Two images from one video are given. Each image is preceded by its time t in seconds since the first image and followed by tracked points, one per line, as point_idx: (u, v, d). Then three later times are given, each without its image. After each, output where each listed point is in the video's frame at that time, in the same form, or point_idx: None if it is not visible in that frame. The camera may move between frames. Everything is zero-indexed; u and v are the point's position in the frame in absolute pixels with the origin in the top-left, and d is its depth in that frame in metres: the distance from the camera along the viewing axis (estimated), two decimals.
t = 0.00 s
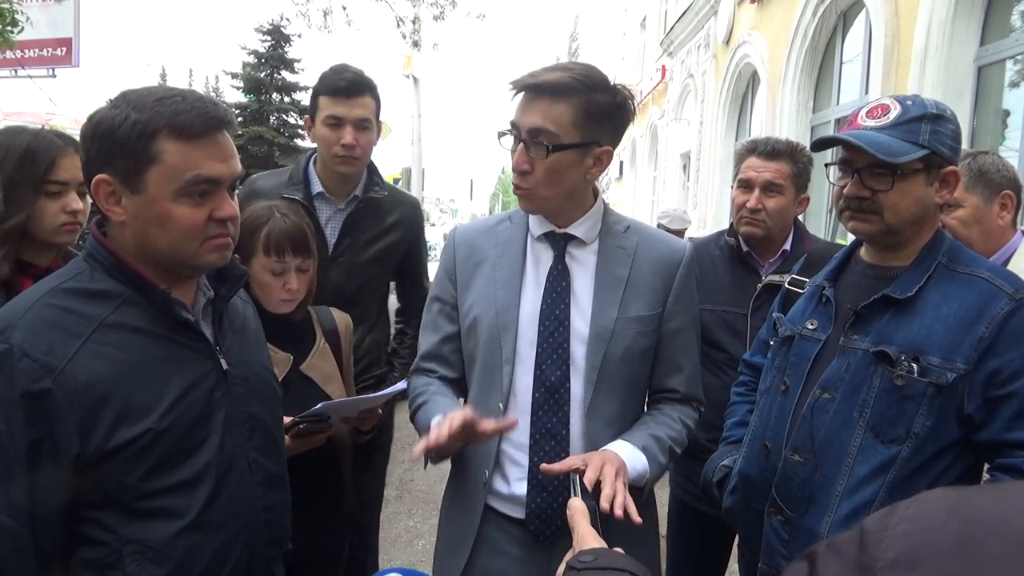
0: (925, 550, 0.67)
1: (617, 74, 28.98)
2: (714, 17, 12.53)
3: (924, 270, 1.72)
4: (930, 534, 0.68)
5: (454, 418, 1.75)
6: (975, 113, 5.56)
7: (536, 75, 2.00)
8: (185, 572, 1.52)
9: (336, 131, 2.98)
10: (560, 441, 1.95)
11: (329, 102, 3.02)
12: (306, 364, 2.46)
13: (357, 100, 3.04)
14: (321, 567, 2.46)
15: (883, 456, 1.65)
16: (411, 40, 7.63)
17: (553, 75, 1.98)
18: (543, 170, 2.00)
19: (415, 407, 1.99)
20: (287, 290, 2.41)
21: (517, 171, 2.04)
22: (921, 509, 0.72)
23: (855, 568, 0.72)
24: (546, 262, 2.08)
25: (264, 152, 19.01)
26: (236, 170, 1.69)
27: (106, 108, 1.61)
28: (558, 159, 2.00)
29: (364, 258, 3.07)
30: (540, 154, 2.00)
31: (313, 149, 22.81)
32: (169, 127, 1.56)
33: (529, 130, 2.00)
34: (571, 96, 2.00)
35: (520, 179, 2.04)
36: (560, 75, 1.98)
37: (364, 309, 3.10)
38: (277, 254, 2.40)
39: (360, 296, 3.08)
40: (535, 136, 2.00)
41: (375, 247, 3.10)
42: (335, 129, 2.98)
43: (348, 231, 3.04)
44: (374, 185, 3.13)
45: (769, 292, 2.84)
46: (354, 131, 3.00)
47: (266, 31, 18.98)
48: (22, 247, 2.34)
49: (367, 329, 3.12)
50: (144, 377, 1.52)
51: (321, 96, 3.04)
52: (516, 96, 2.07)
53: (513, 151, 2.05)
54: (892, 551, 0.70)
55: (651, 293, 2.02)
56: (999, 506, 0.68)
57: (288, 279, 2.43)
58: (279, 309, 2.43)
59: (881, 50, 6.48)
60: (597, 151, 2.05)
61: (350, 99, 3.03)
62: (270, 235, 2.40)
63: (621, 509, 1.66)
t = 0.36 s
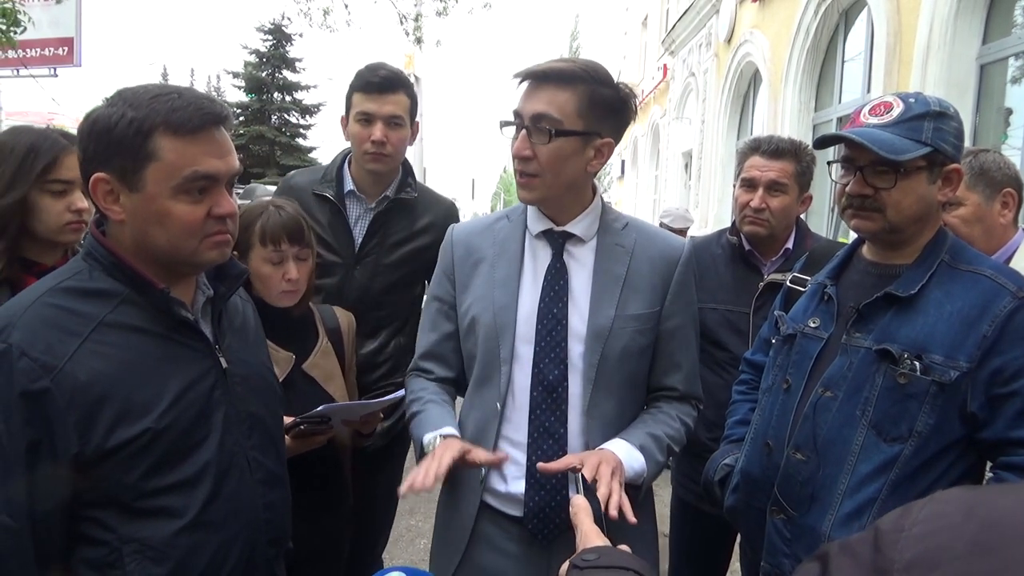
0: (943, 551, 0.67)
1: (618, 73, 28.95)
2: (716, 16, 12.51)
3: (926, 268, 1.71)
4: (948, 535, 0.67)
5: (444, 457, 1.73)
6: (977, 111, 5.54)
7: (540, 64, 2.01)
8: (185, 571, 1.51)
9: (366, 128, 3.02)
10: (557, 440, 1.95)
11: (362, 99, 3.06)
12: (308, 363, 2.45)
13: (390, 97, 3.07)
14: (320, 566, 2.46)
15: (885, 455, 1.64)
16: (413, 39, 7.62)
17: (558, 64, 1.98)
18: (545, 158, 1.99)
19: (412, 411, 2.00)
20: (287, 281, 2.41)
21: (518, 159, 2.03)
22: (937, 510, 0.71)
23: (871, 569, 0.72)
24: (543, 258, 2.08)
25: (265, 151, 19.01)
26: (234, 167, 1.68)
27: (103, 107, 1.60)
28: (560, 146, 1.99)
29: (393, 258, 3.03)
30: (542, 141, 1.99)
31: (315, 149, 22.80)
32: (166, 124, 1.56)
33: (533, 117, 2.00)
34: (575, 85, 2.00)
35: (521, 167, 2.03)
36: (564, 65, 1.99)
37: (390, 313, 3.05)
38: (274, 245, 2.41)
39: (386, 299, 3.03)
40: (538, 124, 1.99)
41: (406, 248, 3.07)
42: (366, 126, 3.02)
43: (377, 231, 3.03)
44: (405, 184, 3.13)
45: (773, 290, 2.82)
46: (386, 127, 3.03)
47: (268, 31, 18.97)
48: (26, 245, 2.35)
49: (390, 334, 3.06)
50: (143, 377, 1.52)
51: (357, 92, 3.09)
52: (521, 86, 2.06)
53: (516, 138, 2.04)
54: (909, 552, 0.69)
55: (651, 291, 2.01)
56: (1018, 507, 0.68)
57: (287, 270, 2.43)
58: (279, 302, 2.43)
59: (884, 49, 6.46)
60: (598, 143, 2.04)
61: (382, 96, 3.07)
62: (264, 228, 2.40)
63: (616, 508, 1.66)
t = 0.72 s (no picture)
0: (956, 546, 0.66)
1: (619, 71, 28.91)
2: (716, 13, 12.49)
3: (927, 265, 1.71)
4: (962, 531, 0.67)
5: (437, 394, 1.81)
6: (979, 107, 5.52)
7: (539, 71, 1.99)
8: (186, 570, 1.51)
9: (355, 122, 3.01)
10: (559, 437, 1.94)
11: (352, 94, 3.06)
12: (311, 365, 2.42)
13: (380, 92, 3.08)
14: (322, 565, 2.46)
15: (887, 453, 1.63)
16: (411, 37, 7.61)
17: (556, 69, 1.97)
18: (546, 165, 1.99)
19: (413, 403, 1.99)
20: (292, 269, 2.42)
21: (520, 166, 2.02)
22: (948, 506, 0.71)
23: (882, 566, 0.72)
24: (546, 260, 2.07)
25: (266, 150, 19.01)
26: (230, 166, 1.68)
27: (98, 107, 1.60)
28: (560, 153, 1.98)
29: (380, 256, 3.03)
30: (543, 148, 1.98)
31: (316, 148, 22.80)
32: (162, 123, 1.55)
33: (533, 124, 1.99)
34: (574, 91, 1.99)
35: (523, 175, 2.03)
36: (562, 70, 1.98)
37: (384, 310, 3.07)
38: (275, 234, 2.44)
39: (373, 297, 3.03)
40: (538, 131, 1.99)
41: (393, 245, 3.06)
42: (355, 120, 3.01)
43: (364, 227, 3.02)
44: (393, 179, 3.14)
45: (774, 288, 2.83)
46: (375, 122, 3.03)
47: (268, 30, 18.97)
48: (31, 246, 2.35)
49: (383, 331, 3.06)
50: (143, 376, 1.52)
51: (346, 86, 3.08)
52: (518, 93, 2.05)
53: (516, 146, 2.04)
54: (921, 547, 0.69)
55: (651, 289, 2.01)
56: None
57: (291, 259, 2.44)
58: (287, 293, 2.42)
59: (885, 45, 6.45)
60: (599, 146, 2.03)
61: (372, 90, 3.07)
62: (260, 221, 2.44)
63: (619, 504, 1.66)
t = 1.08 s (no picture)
0: (948, 540, 0.66)
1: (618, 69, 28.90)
2: (715, 11, 12.49)
3: (926, 264, 1.70)
4: (954, 525, 0.67)
5: (459, 456, 1.73)
6: (978, 104, 5.52)
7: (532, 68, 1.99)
8: (185, 570, 1.51)
9: (337, 121, 3.00)
10: (558, 435, 1.94)
11: (334, 92, 3.06)
12: (310, 366, 2.42)
13: (362, 91, 3.07)
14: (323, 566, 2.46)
15: (886, 451, 1.63)
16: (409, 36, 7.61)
17: (548, 67, 1.97)
18: (538, 161, 1.99)
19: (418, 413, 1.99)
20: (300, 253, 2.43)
21: (512, 163, 2.03)
22: (941, 502, 0.71)
23: (877, 561, 0.71)
24: (540, 256, 2.07)
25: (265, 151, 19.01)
26: (226, 167, 1.68)
27: (94, 109, 1.60)
28: (552, 149, 1.98)
29: (363, 251, 3.04)
30: (535, 145, 1.99)
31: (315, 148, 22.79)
32: (157, 125, 1.55)
33: (525, 122, 1.99)
34: (566, 88, 1.99)
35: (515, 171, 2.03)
36: (555, 68, 1.97)
37: (371, 304, 3.08)
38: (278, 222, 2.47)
39: (360, 294, 3.04)
40: (531, 128, 1.99)
41: (375, 241, 3.07)
42: (337, 119, 3.01)
43: (346, 223, 3.03)
44: (375, 176, 3.13)
45: (774, 287, 2.84)
46: (355, 121, 3.02)
47: (267, 30, 18.96)
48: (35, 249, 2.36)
49: (370, 326, 3.08)
50: (140, 377, 1.52)
51: (327, 85, 3.08)
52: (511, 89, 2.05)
53: (508, 143, 2.04)
54: (914, 543, 0.69)
55: (645, 286, 2.01)
56: None
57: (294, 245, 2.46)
58: (294, 279, 2.42)
59: (884, 43, 6.44)
60: (591, 143, 2.03)
61: (355, 90, 3.06)
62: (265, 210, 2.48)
63: (614, 503, 1.67)
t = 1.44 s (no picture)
0: (950, 543, 0.66)
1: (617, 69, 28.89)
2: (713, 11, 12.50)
3: (927, 263, 1.70)
4: (955, 526, 0.67)
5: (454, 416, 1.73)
6: (977, 104, 5.52)
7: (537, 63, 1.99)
8: (184, 570, 1.51)
9: (336, 122, 3.01)
10: (557, 434, 1.94)
11: (334, 93, 3.06)
12: (302, 370, 2.41)
13: (363, 94, 3.08)
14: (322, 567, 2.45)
15: (887, 450, 1.63)
16: (407, 36, 7.60)
17: (546, 65, 1.97)
18: (538, 159, 1.98)
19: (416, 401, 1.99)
20: (285, 255, 2.42)
21: (511, 162, 2.02)
22: (942, 502, 0.71)
23: (878, 562, 0.71)
24: (536, 254, 2.07)
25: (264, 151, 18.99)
26: (221, 165, 1.67)
27: (88, 109, 1.59)
28: (552, 147, 1.98)
29: (359, 250, 3.04)
30: (534, 143, 1.98)
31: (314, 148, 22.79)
32: (151, 123, 1.55)
33: (524, 120, 1.98)
34: (564, 87, 1.99)
35: (514, 171, 2.02)
36: (552, 66, 1.97)
37: (365, 304, 3.08)
38: (259, 226, 2.45)
39: (355, 294, 3.03)
40: (529, 127, 1.98)
41: (371, 240, 3.06)
42: (336, 119, 3.01)
43: (342, 224, 3.04)
44: (369, 177, 3.12)
45: (774, 284, 2.83)
46: (354, 122, 3.02)
47: (265, 30, 18.94)
48: (36, 249, 2.36)
49: (365, 327, 3.07)
50: (138, 376, 1.51)
51: (327, 86, 3.08)
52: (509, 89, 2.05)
53: (506, 142, 2.03)
54: (915, 544, 0.68)
55: (641, 284, 2.01)
56: None
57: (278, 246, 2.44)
58: (282, 281, 2.40)
59: (883, 42, 6.44)
60: (589, 141, 2.03)
61: (356, 92, 3.07)
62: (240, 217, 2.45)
63: (616, 498, 1.65)
